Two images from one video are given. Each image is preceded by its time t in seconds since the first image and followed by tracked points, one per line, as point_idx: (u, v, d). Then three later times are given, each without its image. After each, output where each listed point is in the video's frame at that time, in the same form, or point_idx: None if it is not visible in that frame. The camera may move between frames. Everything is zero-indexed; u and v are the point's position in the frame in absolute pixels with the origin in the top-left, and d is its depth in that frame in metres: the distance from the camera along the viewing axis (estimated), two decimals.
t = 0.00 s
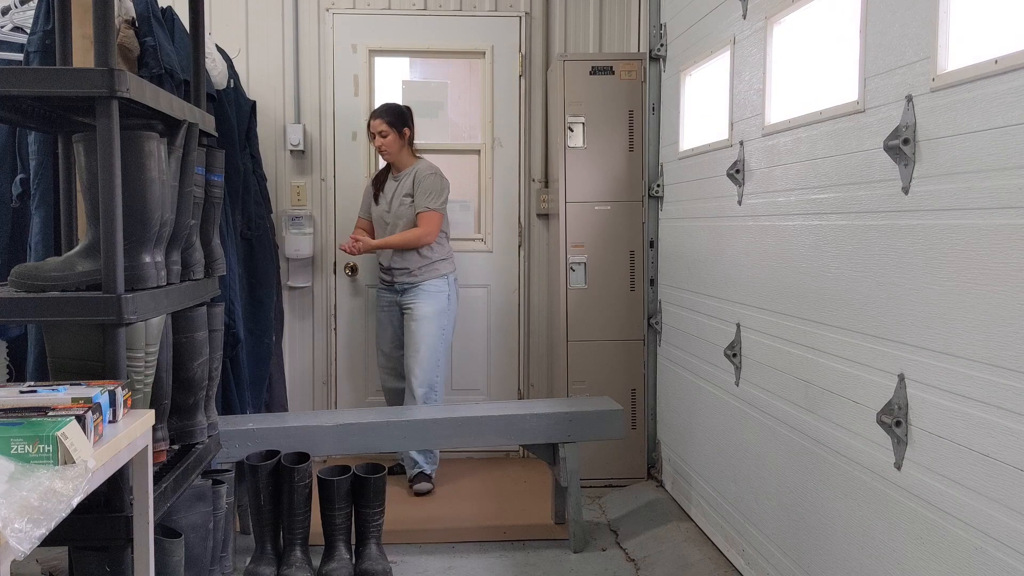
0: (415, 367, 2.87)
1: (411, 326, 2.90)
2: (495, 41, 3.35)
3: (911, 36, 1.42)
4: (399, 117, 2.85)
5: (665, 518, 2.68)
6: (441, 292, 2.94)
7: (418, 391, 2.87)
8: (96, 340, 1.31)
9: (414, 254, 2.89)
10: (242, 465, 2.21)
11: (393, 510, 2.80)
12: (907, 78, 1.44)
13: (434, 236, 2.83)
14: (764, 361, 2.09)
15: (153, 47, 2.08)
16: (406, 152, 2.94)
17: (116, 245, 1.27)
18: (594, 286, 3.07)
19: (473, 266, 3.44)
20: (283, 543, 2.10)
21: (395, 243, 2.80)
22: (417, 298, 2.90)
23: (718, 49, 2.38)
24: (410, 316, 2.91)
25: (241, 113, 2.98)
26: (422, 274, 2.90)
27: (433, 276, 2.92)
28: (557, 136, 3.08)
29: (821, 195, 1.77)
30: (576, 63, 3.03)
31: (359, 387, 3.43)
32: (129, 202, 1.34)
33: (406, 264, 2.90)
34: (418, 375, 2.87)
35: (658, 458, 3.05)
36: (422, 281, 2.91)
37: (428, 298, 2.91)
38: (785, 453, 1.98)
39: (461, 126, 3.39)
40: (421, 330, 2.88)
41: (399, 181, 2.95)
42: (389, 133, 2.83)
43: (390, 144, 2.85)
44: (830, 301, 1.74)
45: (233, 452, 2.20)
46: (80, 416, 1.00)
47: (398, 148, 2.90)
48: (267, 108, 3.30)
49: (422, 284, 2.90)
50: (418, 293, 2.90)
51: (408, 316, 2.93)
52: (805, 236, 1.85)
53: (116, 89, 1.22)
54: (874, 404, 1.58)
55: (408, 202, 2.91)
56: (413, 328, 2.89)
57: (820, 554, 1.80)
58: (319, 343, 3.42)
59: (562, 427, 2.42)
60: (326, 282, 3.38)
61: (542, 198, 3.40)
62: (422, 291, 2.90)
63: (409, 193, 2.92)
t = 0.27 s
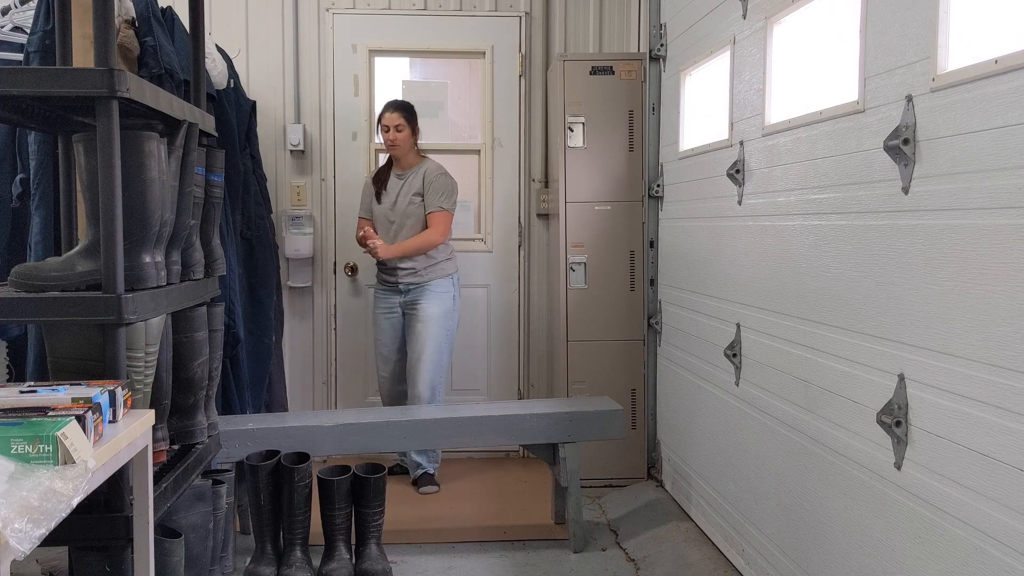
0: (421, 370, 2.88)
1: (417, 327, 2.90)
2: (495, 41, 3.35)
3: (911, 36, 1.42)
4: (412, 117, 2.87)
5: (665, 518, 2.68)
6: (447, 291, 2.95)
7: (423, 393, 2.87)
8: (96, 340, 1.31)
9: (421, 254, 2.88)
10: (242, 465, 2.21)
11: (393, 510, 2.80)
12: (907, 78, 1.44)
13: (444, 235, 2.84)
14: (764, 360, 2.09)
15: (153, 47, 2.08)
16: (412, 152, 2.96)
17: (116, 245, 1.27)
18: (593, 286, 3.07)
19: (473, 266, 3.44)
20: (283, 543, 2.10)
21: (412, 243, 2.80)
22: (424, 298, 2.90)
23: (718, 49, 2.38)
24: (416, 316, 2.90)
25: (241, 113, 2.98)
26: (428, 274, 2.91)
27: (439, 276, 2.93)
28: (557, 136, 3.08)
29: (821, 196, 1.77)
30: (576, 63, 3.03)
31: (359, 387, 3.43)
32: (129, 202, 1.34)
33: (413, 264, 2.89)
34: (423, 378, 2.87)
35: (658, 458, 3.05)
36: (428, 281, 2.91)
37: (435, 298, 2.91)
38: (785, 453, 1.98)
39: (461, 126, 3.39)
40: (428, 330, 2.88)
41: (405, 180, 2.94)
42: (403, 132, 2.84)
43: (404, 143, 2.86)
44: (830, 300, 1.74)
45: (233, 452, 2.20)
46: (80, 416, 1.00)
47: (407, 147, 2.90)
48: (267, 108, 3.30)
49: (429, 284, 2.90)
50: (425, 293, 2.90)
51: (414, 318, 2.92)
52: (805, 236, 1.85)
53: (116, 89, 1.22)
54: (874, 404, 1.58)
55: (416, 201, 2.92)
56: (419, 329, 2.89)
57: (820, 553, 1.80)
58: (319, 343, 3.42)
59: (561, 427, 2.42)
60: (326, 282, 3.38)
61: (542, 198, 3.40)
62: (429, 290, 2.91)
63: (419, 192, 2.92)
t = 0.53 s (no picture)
0: (433, 372, 2.89)
1: (432, 331, 2.89)
2: (495, 41, 3.35)
3: (911, 36, 1.42)
4: (429, 116, 2.86)
5: (665, 518, 2.68)
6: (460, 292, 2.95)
7: (433, 395, 2.89)
8: (97, 340, 1.31)
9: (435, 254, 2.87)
10: (242, 465, 2.21)
11: (393, 510, 2.80)
12: (907, 78, 1.44)
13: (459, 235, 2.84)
14: (764, 360, 2.09)
15: (153, 47, 2.08)
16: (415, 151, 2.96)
17: (116, 245, 1.27)
18: (593, 286, 3.07)
19: (473, 266, 3.44)
20: (283, 543, 2.10)
21: (437, 242, 2.78)
22: (438, 299, 2.88)
23: (718, 49, 2.38)
24: (428, 318, 2.89)
25: (241, 113, 2.98)
26: (443, 274, 2.89)
27: (454, 276, 2.92)
28: (557, 136, 3.08)
29: (821, 196, 1.77)
30: (576, 63, 3.03)
31: (359, 387, 3.43)
32: (129, 202, 1.34)
33: (426, 264, 2.87)
34: (435, 380, 2.89)
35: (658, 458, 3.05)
36: (442, 282, 2.90)
37: (448, 298, 2.90)
38: (785, 453, 1.98)
39: (461, 126, 3.39)
40: (444, 332, 2.87)
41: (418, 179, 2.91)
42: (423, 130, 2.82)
43: (425, 141, 2.84)
44: (830, 301, 1.74)
45: (233, 452, 2.20)
46: (80, 416, 1.00)
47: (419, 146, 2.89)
48: (267, 108, 3.30)
49: (443, 285, 2.89)
50: (439, 294, 2.89)
51: (425, 320, 2.90)
52: (805, 236, 1.85)
53: (116, 89, 1.22)
54: (874, 404, 1.58)
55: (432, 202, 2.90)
56: (435, 332, 2.88)
57: (820, 554, 1.80)
58: (319, 343, 3.42)
59: (561, 427, 2.42)
60: (326, 282, 3.38)
61: (542, 198, 3.40)
62: (444, 291, 2.90)
63: (433, 192, 2.91)
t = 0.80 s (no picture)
0: (443, 373, 2.88)
1: (442, 332, 2.85)
2: (495, 41, 3.35)
3: (911, 37, 1.42)
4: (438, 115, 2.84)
5: (665, 518, 2.68)
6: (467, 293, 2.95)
7: (440, 396, 2.86)
8: (97, 340, 1.31)
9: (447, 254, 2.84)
10: (242, 465, 2.21)
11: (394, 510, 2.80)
12: (907, 78, 1.44)
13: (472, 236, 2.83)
14: (764, 361, 2.09)
15: (153, 47, 2.08)
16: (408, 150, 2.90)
17: (116, 245, 1.27)
18: (593, 286, 3.07)
19: (473, 266, 3.44)
20: (283, 543, 2.10)
21: (460, 240, 2.78)
22: (450, 300, 2.86)
23: (718, 49, 2.38)
24: (438, 319, 2.85)
25: (241, 113, 2.98)
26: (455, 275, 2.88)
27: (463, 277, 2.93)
28: (557, 136, 3.08)
29: (821, 196, 1.77)
30: (577, 63, 3.03)
31: (358, 387, 3.43)
32: (129, 202, 1.34)
33: (439, 264, 2.83)
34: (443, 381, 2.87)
35: (658, 458, 3.05)
36: (454, 283, 2.88)
37: (459, 300, 2.88)
38: (785, 453, 1.98)
39: (461, 126, 3.39)
40: (456, 333, 2.86)
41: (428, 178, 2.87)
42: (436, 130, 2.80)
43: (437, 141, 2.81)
44: (829, 301, 1.74)
45: (233, 452, 2.20)
46: (81, 416, 1.00)
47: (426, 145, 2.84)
48: (267, 108, 3.30)
49: (455, 286, 2.88)
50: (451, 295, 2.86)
51: (434, 321, 2.86)
52: (805, 236, 1.85)
53: (116, 89, 1.22)
54: (874, 404, 1.58)
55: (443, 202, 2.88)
56: (446, 333, 2.85)
57: (820, 554, 1.79)
58: (319, 343, 3.42)
59: (561, 427, 2.42)
60: (326, 282, 3.38)
61: (542, 198, 3.40)
62: (455, 292, 2.87)
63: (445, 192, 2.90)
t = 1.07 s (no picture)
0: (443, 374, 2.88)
1: (443, 334, 2.86)
2: (495, 41, 3.35)
3: (911, 37, 1.42)
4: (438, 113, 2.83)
5: (665, 518, 2.68)
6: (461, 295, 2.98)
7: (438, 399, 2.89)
8: (96, 340, 1.31)
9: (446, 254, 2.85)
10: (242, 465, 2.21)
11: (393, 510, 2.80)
12: (907, 78, 1.44)
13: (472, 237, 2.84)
14: (764, 361, 2.09)
15: (153, 47, 2.08)
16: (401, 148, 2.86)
17: (116, 245, 1.27)
18: (593, 286, 3.07)
19: (474, 266, 3.44)
20: (283, 543, 2.10)
21: (466, 240, 2.80)
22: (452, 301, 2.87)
23: (718, 49, 2.38)
24: (438, 321, 2.85)
25: (241, 113, 2.98)
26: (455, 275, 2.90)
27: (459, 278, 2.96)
28: (557, 136, 3.08)
29: (821, 196, 1.77)
30: (577, 63, 3.03)
31: (358, 387, 3.42)
32: (129, 201, 1.34)
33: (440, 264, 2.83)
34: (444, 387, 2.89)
35: (658, 458, 3.05)
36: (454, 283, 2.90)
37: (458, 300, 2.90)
38: (785, 453, 1.98)
39: (461, 126, 3.39)
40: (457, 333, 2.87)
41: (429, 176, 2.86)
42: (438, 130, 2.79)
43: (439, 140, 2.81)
44: (829, 301, 1.74)
45: (233, 452, 2.20)
46: (80, 416, 1.00)
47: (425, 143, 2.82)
48: (267, 108, 3.30)
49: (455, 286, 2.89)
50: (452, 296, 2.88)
51: (434, 323, 2.86)
52: (805, 236, 1.85)
53: (116, 89, 1.22)
54: (874, 405, 1.58)
55: (442, 201, 2.88)
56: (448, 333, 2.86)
57: (820, 554, 1.79)
58: (319, 343, 3.42)
59: (561, 426, 2.42)
60: (326, 281, 3.38)
61: (542, 198, 3.40)
62: (454, 292, 2.89)
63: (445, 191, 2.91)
